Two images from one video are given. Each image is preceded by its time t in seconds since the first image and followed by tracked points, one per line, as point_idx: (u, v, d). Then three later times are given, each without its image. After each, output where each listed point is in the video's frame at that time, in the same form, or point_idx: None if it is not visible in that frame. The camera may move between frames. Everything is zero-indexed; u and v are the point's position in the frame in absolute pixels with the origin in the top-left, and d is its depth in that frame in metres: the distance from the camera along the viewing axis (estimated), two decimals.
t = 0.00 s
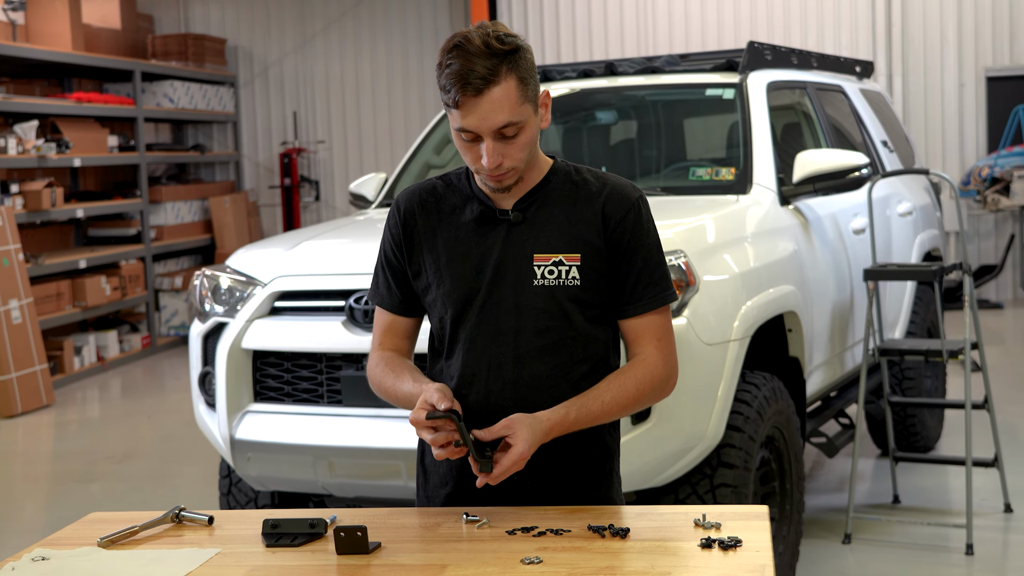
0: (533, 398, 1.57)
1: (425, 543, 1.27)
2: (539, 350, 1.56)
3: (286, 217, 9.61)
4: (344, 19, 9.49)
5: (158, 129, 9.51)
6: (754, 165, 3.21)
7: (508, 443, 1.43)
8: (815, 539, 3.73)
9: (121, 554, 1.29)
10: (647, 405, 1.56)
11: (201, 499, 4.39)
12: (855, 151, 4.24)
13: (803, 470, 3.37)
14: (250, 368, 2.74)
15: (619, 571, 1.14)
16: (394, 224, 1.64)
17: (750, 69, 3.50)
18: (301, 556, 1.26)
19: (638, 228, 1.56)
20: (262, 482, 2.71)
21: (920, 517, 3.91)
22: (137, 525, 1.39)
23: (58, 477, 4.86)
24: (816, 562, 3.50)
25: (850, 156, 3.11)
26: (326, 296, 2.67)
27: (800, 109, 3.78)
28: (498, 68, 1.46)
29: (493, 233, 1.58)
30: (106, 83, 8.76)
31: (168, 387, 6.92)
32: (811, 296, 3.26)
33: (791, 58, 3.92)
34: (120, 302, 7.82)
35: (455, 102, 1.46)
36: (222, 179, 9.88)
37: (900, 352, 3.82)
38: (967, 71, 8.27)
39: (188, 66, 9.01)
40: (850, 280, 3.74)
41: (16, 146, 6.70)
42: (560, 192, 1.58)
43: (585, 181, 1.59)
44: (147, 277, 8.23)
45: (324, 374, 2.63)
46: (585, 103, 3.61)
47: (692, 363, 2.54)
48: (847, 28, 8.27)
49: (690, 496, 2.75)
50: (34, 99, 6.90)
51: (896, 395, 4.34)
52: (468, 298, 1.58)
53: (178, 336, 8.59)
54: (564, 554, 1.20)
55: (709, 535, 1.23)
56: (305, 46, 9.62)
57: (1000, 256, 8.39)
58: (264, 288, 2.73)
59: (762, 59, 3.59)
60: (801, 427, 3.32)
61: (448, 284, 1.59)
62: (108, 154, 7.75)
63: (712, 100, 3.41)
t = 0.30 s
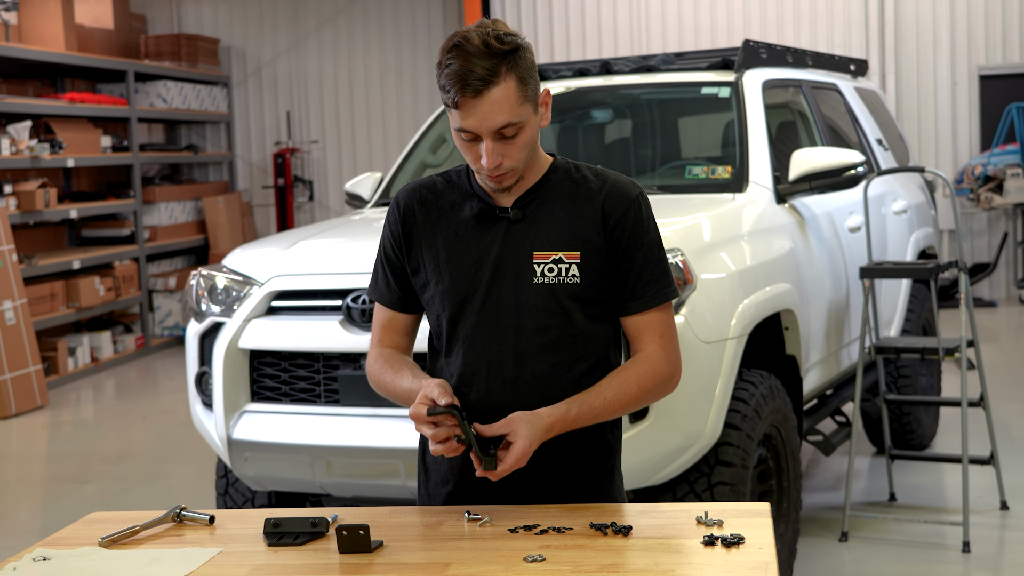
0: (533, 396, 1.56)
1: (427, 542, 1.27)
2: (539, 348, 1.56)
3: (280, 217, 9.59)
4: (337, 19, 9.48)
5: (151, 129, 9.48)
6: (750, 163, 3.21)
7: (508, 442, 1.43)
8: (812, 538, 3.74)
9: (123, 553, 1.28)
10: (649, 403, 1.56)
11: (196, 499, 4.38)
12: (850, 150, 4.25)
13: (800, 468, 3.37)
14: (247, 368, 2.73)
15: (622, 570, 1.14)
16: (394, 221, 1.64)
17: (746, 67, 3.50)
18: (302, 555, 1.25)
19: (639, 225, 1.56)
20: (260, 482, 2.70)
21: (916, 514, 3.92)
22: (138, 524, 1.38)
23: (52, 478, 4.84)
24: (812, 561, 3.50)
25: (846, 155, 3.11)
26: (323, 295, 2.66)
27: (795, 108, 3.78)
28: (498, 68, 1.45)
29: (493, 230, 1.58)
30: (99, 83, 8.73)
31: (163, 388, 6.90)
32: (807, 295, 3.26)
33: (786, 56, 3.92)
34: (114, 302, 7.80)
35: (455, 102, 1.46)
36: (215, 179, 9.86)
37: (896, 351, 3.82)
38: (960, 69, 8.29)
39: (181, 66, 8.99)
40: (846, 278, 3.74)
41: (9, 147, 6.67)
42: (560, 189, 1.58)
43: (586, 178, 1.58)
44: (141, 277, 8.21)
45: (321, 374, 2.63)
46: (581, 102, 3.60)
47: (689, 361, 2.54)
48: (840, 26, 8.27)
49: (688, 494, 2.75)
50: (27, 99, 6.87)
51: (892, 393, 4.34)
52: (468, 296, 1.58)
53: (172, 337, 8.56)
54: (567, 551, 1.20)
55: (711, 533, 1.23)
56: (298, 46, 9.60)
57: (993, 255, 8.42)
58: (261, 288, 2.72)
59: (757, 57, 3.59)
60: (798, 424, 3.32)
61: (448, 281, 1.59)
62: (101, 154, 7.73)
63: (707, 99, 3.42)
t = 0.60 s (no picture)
0: (535, 395, 1.56)
1: (428, 541, 1.26)
2: (540, 347, 1.55)
3: (275, 217, 9.57)
4: (332, 19, 9.47)
5: (145, 129, 9.47)
6: (747, 163, 3.21)
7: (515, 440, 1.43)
8: (809, 537, 3.74)
9: (123, 553, 1.27)
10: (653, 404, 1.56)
11: (192, 500, 4.37)
12: (846, 151, 4.25)
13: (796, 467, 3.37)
14: (245, 368, 2.72)
15: (624, 569, 1.14)
16: (394, 220, 1.64)
17: (743, 67, 3.51)
18: (303, 555, 1.25)
19: (641, 224, 1.55)
20: (257, 482, 2.69)
21: (913, 514, 3.93)
22: (137, 525, 1.38)
23: (47, 479, 4.83)
24: (809, 560, 3.50)
25: (843, 154, 3.11)
26: (320, 296, 2.66)
27: (793, 108, 3.78)
28: (496, 65, 1.45)
29: (495, 229, 1.57)
30: (93, 83, 8.71)
31: (158, 388, 6.89)
32: (804, 294, 3.26)
33: (782, 56, 3.92)
34: (108, 303, 7.78)
35: (454, 100, 1.46)
36: (210, 179, 9.84)
37: (892, 350, 3.83)
38: (954, 70, 8.30)
39: (176, 66, 8.97)
40: (843, 278, 3.75)
41: (3, 147, 6.65)
42: (561, 189, 1.57)
43: (587, 177, 1.58)
44: (136, 278, 8.19)
45: (319, 374, 2.62)
46: (578, 102, 3.60)
47: (688, 361, 2.54)
48: (834, 27, 8.28)
49: (686, 494, 2.74)
50: (22, 99, 6.86)
51: (888, 392, 4.35)
52: (469, 295, 1.57)
53: (167, 337, 8.54)
54: (569, 551, 1.20)
55: (713, 532, 1.23)
56: (292, 46, 9.59)
57: (988, 255, 8.43)
58: (258, 288, 2.72)
59: (754, 57, 3.60)
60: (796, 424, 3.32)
61: (449, 281, 1.58)
62: (96, 154, 7.71)
63: (705, 98, 3.42)
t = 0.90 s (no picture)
0: (536, 395, 1.56)
1: (428, 542, 1.26)
2: (541, 347, 1.55)
3: (270, 217, 9.55)
4: (328, 19, 9.46)
5: (141, 129, 9.46)
6: (744, 163, 3.21)
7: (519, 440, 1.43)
8: (806, 538, 3.74)
9: (122, 554, 1.27)
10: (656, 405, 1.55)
11: (188, 500, 4.36)
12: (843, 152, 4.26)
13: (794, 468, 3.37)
14: (242, 368, 2.72)
15: (626, 570, 1.13)
16: (395, 218, 1.63)
17: (740, 67, 3.51)
18: (303, 556, 1.24)
19: (643, 225, 1.55)
20: (253, 482, 2.69)
21: (909, 514, 3.93)
22: (137, 525, 1.37)
23: (42, 479, 4.81)
24: (806, 561, 3.50)
25: (840, 155, 3.11)
26: (318, 295, 2.65)
27: (790, 109, 3.79)
28: (492, 62, 1.45)
29: (496, 229, 1.57)
30: (89, 83, 8.70)
31: (153, 389, 6.87)
32: (801, 294, 3.26)
33: (779, 56, 3.92)
34: (104, 303, 7.77)
35: (449, 96, 1.46)
36: (205, 179, 9.82)
37: (889, 351, 3.83)
38: (950, 71, 8.31)
39: (171, 66, 8.95)
40: (840, 278, 3.75)
41: None
42: (563, 189, 1.57)
43: (589, 178, 1.58)
44: (131, 277, 8.17)
45: (316, 374, 2.62)
46: (575, 102, 3.59)
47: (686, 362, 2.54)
48: (830, 27, 8.30)
49: (684, 494, 2.74)
50: (17, 99, 6.84)
51: (885, 393, 4.35)
52: (470, 294, 1.57)
53: (162, 337, 8.53)
54: (570, 552, 1.20)
55: (714, 533, 1.23)
56: (288, 45, 9.58)
57: (983, 255, 8.44)
58: (255, 288, 2.71)
59: (751, 57, 3.60)
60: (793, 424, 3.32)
61: (450, 280, 1.58)
62: (91, 154, 7.69)
63: (702, 99, 3.42)
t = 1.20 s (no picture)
0: (541, 395, 1.55)
1: (432, 541, 1.26)
2: (547, 347, 1.54)
3: (274, 214, 9.55)
4: (332, 16, 9.46)
5: (144, 125, 9.49)
6: (750, 164, 3.21)
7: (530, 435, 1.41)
8: (807, 540, 3.73)
9: (126, 551, 1.27)
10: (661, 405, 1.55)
11: (190, 496, 4.36)
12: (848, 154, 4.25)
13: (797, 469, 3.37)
14: (245, 365, 2.72)
15: (630, 570, 1.13)
16: (402, 216, 1.63)
17: (745, 68, 3.51)
18: (307, 553, 1.24)
19: (650, 226, 1.55)
20: (256, 480, 2.69)
21: (912, 517, 3.92)
22: (140, 522, 1.37)
23: (44, 475, 4.82)
24: (808, 563, 3.49)
25: (846, 156, 3.10)
26: (322, 293, 2.65)
27: (795, 110, 3.78)
28: (497, 59, 1.44)
29: (503, 228, 1.57)
30: (93, 78, 8.70)
31: (155, 385, 6.87)
32: (806, 295, 3.26)
33: (785, 57, 3.91)
34: (107, 298, 7.78)
35: (454, 92, 1.46)
36: (209, 176, 9.83)
37: (893, 353, 3.82)
38: (955, 73, 8.30)
39: (176, 62, 8.96)
40: (844, 280, 3.74)
41: (2, 141, 6.64)
42: (570, 188, 1.57)
43: (597, 177, 1.57)
44: (134, 273, 8.18)
45: (319, 371, 2.62)
46: (580, 101, 3.59)
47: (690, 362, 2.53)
48: (835, 29, 8.28)
49: (686, 495, 2.73)
50: (21, 93, 6.84)
51: (888, 395, 4.34)
52: (476, 293, 1.57)
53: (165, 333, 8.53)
54: (574, 552, 1.19)
55: (719, 534, 1.22)
56: (293, 42, 9.58)
57: (986, 258, 8.42)
58: (259, 285, 2.71)
59: (757, 58, 3.60)
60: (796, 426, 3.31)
61: (457, 279, 1.57)
62: (95, 150, 7.69)
63: (707, 99, 3.41)
